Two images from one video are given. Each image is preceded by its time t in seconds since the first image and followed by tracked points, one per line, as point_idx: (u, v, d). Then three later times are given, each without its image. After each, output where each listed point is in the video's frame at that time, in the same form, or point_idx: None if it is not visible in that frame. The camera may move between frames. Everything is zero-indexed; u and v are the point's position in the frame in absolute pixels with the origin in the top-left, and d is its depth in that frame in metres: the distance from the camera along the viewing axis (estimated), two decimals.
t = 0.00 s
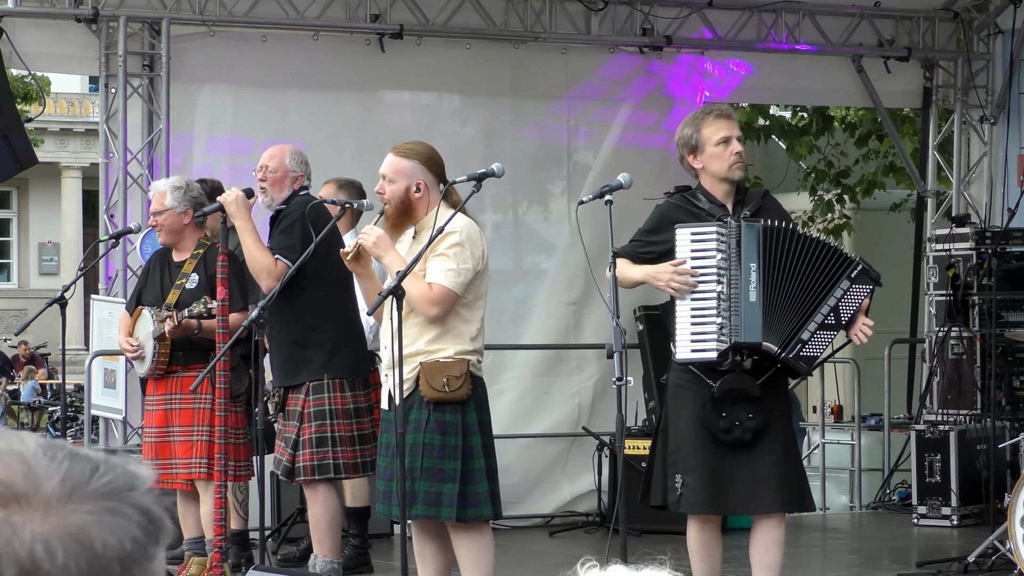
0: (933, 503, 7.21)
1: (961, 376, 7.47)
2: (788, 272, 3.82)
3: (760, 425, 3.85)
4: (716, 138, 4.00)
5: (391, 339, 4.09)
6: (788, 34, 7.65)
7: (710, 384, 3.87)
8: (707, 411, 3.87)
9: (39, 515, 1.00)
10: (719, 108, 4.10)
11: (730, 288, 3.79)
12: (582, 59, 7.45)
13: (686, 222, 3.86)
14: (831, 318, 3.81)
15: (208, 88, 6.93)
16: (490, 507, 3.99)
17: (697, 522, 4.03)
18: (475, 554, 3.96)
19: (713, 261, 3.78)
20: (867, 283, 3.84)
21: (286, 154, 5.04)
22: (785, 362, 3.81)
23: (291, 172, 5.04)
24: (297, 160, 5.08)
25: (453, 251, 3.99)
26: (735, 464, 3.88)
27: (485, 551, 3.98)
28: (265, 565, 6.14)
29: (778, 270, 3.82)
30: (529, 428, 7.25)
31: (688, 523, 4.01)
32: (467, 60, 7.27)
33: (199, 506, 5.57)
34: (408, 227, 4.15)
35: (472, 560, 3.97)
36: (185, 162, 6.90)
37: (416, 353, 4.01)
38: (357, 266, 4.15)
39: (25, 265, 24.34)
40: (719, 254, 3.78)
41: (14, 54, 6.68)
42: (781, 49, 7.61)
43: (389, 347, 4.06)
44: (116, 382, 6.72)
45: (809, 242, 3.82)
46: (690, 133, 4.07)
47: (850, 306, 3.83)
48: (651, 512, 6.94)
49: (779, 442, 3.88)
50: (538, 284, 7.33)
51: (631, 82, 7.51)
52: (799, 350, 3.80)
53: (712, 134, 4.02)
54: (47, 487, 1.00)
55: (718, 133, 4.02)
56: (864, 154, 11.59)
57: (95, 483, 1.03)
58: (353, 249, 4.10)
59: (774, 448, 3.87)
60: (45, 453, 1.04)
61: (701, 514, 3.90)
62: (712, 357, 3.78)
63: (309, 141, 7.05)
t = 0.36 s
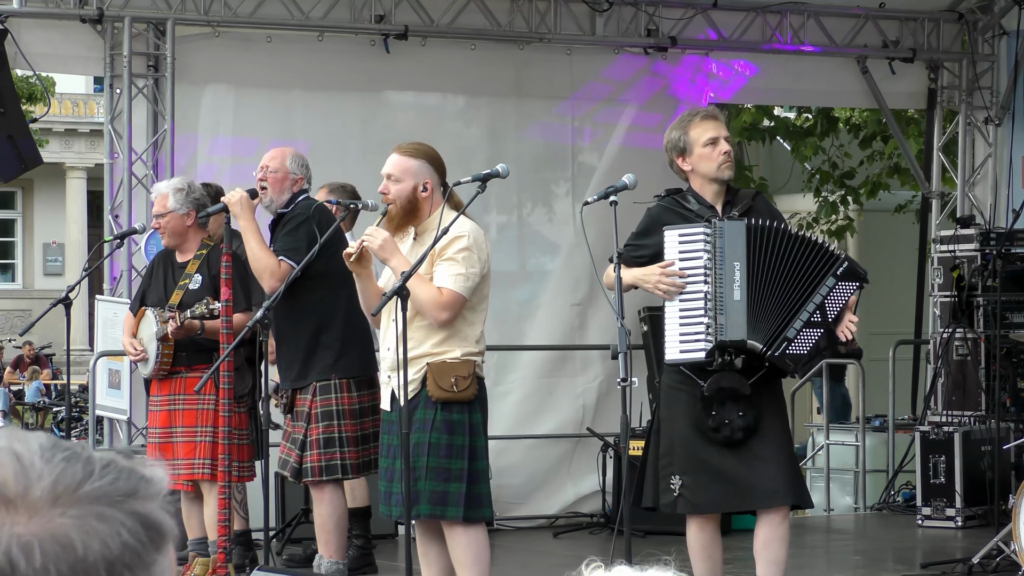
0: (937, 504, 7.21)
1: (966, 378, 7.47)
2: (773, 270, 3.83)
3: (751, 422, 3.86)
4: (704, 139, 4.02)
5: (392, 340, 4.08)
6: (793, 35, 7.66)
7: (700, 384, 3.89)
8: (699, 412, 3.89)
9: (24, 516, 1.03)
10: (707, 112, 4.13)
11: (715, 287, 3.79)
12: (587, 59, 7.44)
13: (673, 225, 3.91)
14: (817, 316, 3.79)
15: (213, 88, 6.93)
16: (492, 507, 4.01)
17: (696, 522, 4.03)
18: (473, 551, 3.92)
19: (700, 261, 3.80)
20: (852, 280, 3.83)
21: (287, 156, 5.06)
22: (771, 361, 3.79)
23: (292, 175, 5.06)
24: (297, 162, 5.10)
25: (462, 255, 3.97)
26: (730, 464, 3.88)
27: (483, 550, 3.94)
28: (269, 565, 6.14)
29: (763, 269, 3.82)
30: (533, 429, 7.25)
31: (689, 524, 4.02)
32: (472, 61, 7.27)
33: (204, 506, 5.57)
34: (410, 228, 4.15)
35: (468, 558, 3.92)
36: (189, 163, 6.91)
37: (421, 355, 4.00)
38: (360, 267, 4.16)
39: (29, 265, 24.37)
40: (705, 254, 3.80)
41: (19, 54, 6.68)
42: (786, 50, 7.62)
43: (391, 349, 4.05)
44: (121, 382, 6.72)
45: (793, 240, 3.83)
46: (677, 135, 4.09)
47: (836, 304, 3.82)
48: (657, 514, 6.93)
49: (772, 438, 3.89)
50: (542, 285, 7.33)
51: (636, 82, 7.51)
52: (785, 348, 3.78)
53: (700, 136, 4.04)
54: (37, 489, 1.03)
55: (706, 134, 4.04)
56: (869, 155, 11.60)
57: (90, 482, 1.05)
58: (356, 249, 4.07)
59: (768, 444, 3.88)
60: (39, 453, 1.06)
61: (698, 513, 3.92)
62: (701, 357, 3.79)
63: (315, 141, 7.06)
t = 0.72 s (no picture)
0: (942, 504, 7.20)
1: (970, 378, 7.48)
2: (760, 249, 3.79)
3: (754, 422, 3.85)
4: (709, 166, 3.96)
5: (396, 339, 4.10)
6: (797, 36, 7.66)
7: (704, 384, 3.90)
8: (701, 412, 3.89)
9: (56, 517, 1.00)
10: (715, 133, 4.01)
11: (706, 283, 3.82)
12: (591, 59, 7.45)
13: (664, 230, 3.95)
14: (813, 266, 3.73)
15: (215, 89, 6.93)
16: (498, 508, 3.99)
17: (699, 524, 4.04)
18: (479, 553, 3.91)
19: (690, 260, 3.84)
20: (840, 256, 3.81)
21: (285, 158, 5.01)
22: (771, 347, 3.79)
23: (292, 175, 5.02)
24: (299, 161, 5.04)
25: (470, 252, 3.99)
26: (732, 464, 3.89)
27: (489, 552, 3.94)
28: (273, 565, 6.13)
29: (749, 252, 3.80)
30: (537, 430, 7.26)
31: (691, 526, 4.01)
32: (475, 61, 7.27)
33: (208, 507, 5.57)
34: (414, 231, 4.13)
35: (476, 559, 3.92)
36: (193, 164, 6.91)
37: (426, 354, 4.01)
38: (365, 268, 4.14)
39: (34, 265, 24.40)
40: (694, 253, 3.84)
41: (23, 55, 6.69)
42: (790, 50, 7.63)
43: (395, 347, 4.06)
44: (126, 383, 6.73)
45: (770, 215, 3.78)
46: (681, 151, 4.02)
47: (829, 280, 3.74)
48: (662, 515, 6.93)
49: (775, 441, 3.88)
50: (546, 285, 7.33)
51: (639, 83, 7.51)
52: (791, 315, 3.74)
53: (704, 159, 3.97)
54: (65, 492, 0.99)
55: (711, 159, 3.96)
56: (872, 155, 11.60)
57: (110, 484, 1.02)
58: (363, 246, 4.07)
59: (770, 445, 3.87)
60: (59, 454, 1.03)
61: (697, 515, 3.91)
62: (703, 355, 3.81)
63: (319, 142, 7.06)
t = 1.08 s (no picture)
0: (945, 502, 7.22)
1: (973, 376, 7.48)
2: (761, 249, 3.83)
3: (762, 421, 3.85)
4: (708, 173, 3.94)
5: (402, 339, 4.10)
6: (799, 34, 7.65)
7: (711, 384, 3.90)
8: (709, 412, 3.90)
9: (50, 527, 1.08)
10: (714, 138, 3.98)
11: (712, 289, 3.86)
12: (594, 58, 7.46)
13: (663, 234, 3.99)
14: (814, 253, 3.76)
15: (219, 88, 6.94)
16: (503, 505, 4.01)
17: (705, 523, 4.04)
18: (480, 551, 3.93)
19: (693, 266, 3.88)
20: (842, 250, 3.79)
21: (292, 158, 5.03)
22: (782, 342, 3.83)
23: (299, 176, 5.04)
24: (306, 164, 5.07)
25: (474, 249, 3.99)
26: (742, 464, 3.89)
27: (491, 551, 3.95)
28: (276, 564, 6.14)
29: (750, 252, 3.84)
30: (540, 429, 7.26)
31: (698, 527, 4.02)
32: (478, 60, 7.28)
33: (211, 506, 5.58)
34: (416, 229, 4.13)
35: (478, 557, 3.94)
36: (196, 164, 6.91)
37: (431, 353, 4.00)
38: (368, 267, 4.14)
39: (37, 264, 24.41)
40: (697, 259, 3.88)
41: (26, 54, 6.68)
42: (792, 49, 7.63)
43: (400, 347, 4.07)
44: (129, 383, 6.73)
45: (767, 215, 3.82)
46: (680, 158, 4.00)
47: (834, 271, 3.76)
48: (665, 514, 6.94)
49: (785, 440, 3.88)
50: (548, 284, 7.33)
51: (641, 83, 7.51)
52: (801, 308, 3.77)
53: (703, 165, 3.95)
54: (58, 500, 1.08)
55: (710, 166, 3.94)
56: (875, 154, 11.60)
57: (97, 490, 1.11)
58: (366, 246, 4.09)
59: (779, 444, 3.87)
60: (46, 460, 1.11)
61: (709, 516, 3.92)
62: (712, 360, 3.84)
63: (322, 142, 7.06)
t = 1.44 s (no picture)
0: (947, 501, 7.23)
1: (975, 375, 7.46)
2: (767, 249, 3.84)
3: (769, 418, 3.86)
4: (715, 169, 3.93)
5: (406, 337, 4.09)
6: (802, 34, 7.65)
7: (718, 382, 3.92)
8: (715, 409, 3.91)
9: (57, 517, 1.06)
10: (720, 136, 3.97)
11: (718, 288, 3.86)
12: (596, 58, 7.46)
13: (668, 230, 3.99)
14: (818, 252, 3.77)
15: (222, 87, 6.94)
16: (506, 505, 4.03)
17: (708, 520, 4.05)
18: (485, 548, 3.92)
19: (700, 263, 3.88)
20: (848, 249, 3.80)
21: (296, 155, 5.02)
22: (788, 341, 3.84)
23: (302, 172, 5.03)
24: (308, 160, 5.06)
25: (477, 253, 3.99)
26: (747, 462, 3.90)
27: (493, 549, 3.95)
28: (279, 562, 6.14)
29: (756, 252, 3.84)
30: (542, 428, 7.27)
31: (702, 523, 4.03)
32: (481, 59, 7.28)
33: (213, 505, 5.58)
34: (420, 227, 4.13)
35: (480, 557, 3.94)
36: (199, 162, 6.92)
37: (436, 352, 4.01)
38: (372, 267, 4.16)
39: (40, 263, 24.44)
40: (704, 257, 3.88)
41: (30, 53, 6.68)
42: (795, 48, 7.63)
43: (403, 348, 4.05)
44: (132, 380, 6.74)
45: (773, 215, 3.82)
46: (686, 155, 4.01)
47: (838, 270, 3.77)
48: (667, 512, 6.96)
49: (791, 437, 3.88)
50: (551, 282, 7.34)
51: (644, 82, 7.52)
52: (806, 308, 3.80)
53: (709, 162, 3.95)
54: (64, 489, 1.05)
55: (716, 161, 3.93)
56: (878, 154, 11.60)
57: (104, 480, 1.09)
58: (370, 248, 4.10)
59: (785, 442, 3.87)
60: (50, 453, 1.08)
61: (713, 513, 3.94)
62: (718, 358, 3.85)
63: (325, 140, 7.07)
